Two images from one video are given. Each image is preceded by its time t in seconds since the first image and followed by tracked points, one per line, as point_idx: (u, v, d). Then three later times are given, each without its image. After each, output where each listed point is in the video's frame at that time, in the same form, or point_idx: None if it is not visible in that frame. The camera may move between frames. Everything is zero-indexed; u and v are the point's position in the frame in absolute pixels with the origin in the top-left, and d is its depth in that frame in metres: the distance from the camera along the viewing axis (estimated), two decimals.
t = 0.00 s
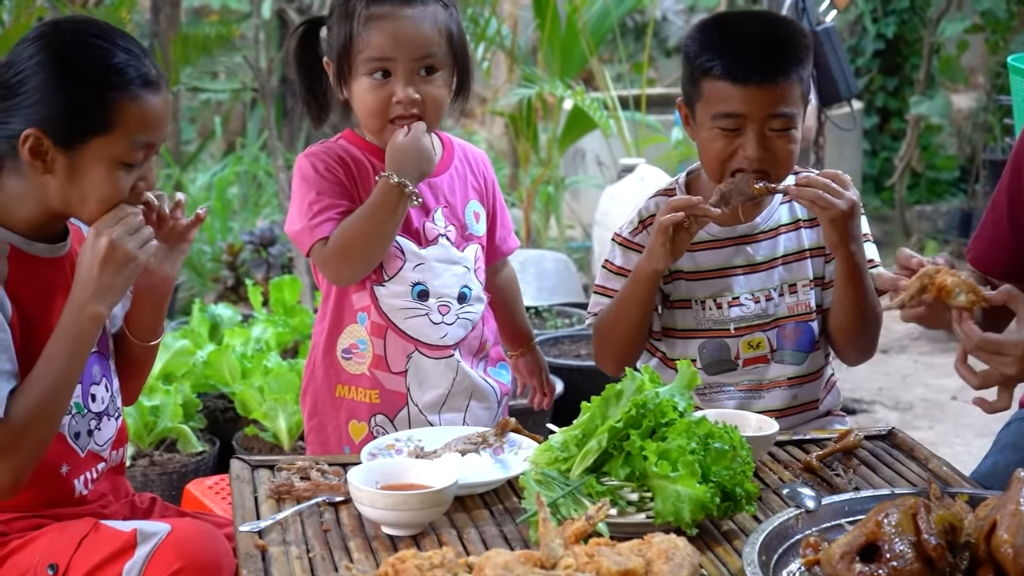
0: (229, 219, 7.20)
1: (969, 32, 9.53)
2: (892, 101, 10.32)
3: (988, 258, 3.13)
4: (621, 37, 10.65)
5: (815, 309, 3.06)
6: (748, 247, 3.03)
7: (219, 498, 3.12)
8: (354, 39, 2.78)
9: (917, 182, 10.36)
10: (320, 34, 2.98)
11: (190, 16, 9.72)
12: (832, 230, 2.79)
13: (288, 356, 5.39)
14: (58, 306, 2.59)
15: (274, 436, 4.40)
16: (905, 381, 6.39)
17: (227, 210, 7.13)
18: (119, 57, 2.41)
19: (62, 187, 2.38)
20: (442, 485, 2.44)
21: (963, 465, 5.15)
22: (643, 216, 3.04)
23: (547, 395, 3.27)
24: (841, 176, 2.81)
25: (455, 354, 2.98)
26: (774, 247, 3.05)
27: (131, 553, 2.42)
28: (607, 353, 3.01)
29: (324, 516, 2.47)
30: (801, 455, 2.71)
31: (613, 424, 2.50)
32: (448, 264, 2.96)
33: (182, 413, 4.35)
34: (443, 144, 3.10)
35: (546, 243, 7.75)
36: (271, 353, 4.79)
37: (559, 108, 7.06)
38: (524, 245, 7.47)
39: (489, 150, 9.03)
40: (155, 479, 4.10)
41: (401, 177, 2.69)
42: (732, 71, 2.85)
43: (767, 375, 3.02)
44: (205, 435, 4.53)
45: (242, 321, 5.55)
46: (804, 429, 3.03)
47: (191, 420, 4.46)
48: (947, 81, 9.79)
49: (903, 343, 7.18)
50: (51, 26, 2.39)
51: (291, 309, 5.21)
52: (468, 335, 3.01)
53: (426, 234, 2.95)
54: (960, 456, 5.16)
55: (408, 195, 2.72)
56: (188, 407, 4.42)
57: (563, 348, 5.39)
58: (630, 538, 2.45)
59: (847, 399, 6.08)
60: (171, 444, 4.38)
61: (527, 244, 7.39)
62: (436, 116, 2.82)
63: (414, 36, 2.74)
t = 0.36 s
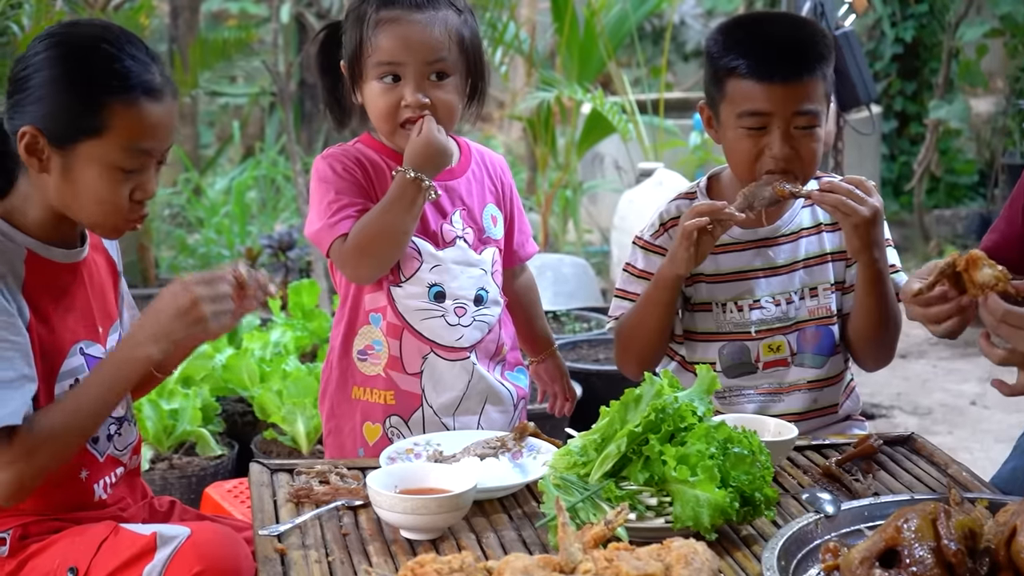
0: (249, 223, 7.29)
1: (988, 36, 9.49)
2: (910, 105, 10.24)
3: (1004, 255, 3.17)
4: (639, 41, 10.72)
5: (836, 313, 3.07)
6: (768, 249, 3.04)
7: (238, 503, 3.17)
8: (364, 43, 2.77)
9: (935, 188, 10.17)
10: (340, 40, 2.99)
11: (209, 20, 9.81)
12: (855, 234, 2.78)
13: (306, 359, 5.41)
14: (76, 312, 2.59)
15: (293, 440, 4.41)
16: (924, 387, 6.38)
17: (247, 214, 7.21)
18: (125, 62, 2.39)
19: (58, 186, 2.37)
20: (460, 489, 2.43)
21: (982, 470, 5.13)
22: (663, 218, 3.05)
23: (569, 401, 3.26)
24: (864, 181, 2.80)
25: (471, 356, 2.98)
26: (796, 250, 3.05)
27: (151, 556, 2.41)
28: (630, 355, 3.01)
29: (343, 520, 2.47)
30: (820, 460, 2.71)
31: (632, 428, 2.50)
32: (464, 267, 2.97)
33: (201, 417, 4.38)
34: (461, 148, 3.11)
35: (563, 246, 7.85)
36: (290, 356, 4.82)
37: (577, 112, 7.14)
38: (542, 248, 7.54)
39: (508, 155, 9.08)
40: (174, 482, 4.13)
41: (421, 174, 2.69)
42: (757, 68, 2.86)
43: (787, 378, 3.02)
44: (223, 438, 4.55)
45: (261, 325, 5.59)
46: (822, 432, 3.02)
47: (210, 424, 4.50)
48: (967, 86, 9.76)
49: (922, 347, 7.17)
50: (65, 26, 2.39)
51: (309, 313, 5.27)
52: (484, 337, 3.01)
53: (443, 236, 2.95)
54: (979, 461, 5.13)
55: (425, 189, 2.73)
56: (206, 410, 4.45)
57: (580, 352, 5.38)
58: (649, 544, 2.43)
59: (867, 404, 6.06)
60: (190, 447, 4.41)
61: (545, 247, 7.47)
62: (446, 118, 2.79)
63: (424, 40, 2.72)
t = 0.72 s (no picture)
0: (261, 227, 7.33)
1: (1002, 40, 9.46)
2: (923, 109, 10.22)
3: None
4: (652, 45, 10.77)
5: (848, 316, 3.07)
6: (780, 252, 3.03)
7: (250, 505, 3.18)
8: (376, 47, 2.78)
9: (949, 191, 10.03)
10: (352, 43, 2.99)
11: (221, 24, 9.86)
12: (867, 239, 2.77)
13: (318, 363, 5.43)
14: (80, 315, 2.57)
15: (305, 443, 4.43)
16: (937, 391, 6.36)
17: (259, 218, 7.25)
18: (124, 54, 2.41)
19: (67, 187, 2.37)
20: (473, 493, 2.43)
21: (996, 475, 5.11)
22: (676, 221, 3.06)
23: (573, 404, 3.28)
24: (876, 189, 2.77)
25: (479, 359, 2.98)
26: (808, 252, 3.05)
27: (164, 558, 2.41)
28: (643, 360, 3.01)
29: (356, 524, 2.48)
30: (833, 464, 2.71)
31: (644, 432, 2.49)
32: (472, 269, 2.97)
33: (213, 421, 4.40)
34: (470, 152, 3.11)
35: (575, 250, 7.87)
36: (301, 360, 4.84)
37: (588, 116, 7.16)
38: (553, 252, 7.57)
39: (520, 159, 9.10)
40: (188, 486, 4.15)
41: (431, 179, 2.69)
42: (774, 64, 2.88)
43: (799, 381, 3.02)
44: (235, 442, 4.58)
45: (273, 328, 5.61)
46: (834, 436, 3.02)
47: (222, 427, 4.53)
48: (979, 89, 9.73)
49: (935, 351, 7.15)
50: (57, 26, 2.39)
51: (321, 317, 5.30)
52: (493, 340, 3.01)
53: (451, 239, 2.96)
54: (992, 466, 5.12)
55: (435, 192, 2.73)
56: (219, 414, 4.49)
57: (593, 356, 5.39)
58: (661, 547, 2.44)
59: (880, 409, 6.05)
60: (203, 451, 4.44)
61: (557, 251, 7.50)
62: (456, 122, 2.79)
63: (435, 45, 2.73)
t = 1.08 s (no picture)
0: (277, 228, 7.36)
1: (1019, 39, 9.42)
2: (940, 110, 10.19)
3: None
4: (668, 46, 10.80)
5: (863, 318, 3.07)
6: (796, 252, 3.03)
7: (268, 507, 3.19)
8: (394, 49, 2.78)
9: (966, 192, 10.05)
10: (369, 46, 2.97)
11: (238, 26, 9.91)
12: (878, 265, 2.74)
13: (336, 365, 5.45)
14: (90, 309, 2.57)
15: (323, 444, 4.44)
16: (955, 393, 6.34)
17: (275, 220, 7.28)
18: (127, 51, 2.41)
19: (76, 186, 2.37)
20: (491, 494, 2.44)
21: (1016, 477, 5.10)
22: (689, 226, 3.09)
23: (591, 405, 3.25)
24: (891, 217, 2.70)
25: (498, 358, 2.98)
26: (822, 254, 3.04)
27: (182, 559, 2.41)
28: (660, 367, 3.02)
29: (373, 525, 2.48)
30: (851, 466, 2.70)
31: (662, 433, 2.49)
32: (491, 269, 2.97)
33: (231, 422, 4.42)
34: (487, 152, 3.11)
35: (592, 252, 7.90)
36: (319, 362, 4.86)
37: (605, 117, 7.18)
38: (570, 253, 7.59)
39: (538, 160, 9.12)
40: (205, 487, 4.17)
41: (451, 177, 2.71)
42: (788, 54, 2.89)
43: (813, 383, 3.04)
44: (253, 443, 4.60)
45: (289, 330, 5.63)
46: (852, 437, 3.02)
47: (240, 428, 4.55)
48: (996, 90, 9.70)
49: (952, 352, 7.14)
50: (58, 27, 2.39)
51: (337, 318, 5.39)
52: (512, 339, 3.01)
53: (470, 239, 2.96)
54: (1013, 468, 5.10)
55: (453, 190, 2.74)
56: (237, 415, 4.52)
57: (610, 357, 5.40)
58: (679, 548, 2.44)
59: (899, 409, 6.05)
60: (220, 452, 4.46)
61: (574, 252, 7.52)
62: (476, 123, 2.80)
63: (452, 48, 2.73)
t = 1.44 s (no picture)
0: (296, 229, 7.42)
1: None
2: (959, 112, 10.13)
3: None
4: (687, 48, 10.82)
5: (884, 320, 3.06)
6: (816, 256, 3.02)
7: (287, 507, 3.21)
8: (412, 52, 2.79)
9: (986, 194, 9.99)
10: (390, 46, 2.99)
11: (257, 28, 9.96)
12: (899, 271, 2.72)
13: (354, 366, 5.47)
14: (110, 313, 2.58)
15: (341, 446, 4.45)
16: (974, 395, 6.32)
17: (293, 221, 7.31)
18: (151, 57, 2.42)
19: (100, 189, 2.38)
20: (510, 496, 2.43)
21: None
22: (711, 226, 3.10)
23: (615, 407, 3.23)
24: (916, 227, 2.68)
25: (516, 360, 2.98)
26: (843, 256, 3.04)
27: (201, 560, 2.42)
28: (674, 367, 3.03)
29: (392, 527, 2.48)
30: (870, 468, 2.70)
31: (681, 435, 2.49)
32: (510, 270, 2.97)
33: (250, 423, 4.44)
34: (509, 155, 3.12)
35: (610, 253, 7.91)
36: (337, 364, 4.87)
37: (623, 119, 7.19)
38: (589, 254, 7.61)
39: (557, 161, 9.14)
40: (225, 487, 4.19)
41: (468, 177, 2.71)
42: (812, 73, 2.91)
43: (835, 385, 3.03)
44: (272, 444, 4.61)
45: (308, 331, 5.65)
46: (870, 439, 3.02)
47: (259, 429, 4.56)
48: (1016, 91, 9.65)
49: (972, 355, 7.11)
50: (82, 32, 2.40)
51: (357, 319, 5.31)
52: (530, 341, 3.01)
53: (488, 241, 2.96)
54: None
55: (470, 191, 2.75)
56: (255, 416, 4.52)
57: (628, 359, 5.40)
58: (698, 551, 2.43)
59: (918, 412, 6.03)
60: (240, 453, 4.48)
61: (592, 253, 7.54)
62: (495, 126, 2.81)
63: (471, 51, 2.73)
